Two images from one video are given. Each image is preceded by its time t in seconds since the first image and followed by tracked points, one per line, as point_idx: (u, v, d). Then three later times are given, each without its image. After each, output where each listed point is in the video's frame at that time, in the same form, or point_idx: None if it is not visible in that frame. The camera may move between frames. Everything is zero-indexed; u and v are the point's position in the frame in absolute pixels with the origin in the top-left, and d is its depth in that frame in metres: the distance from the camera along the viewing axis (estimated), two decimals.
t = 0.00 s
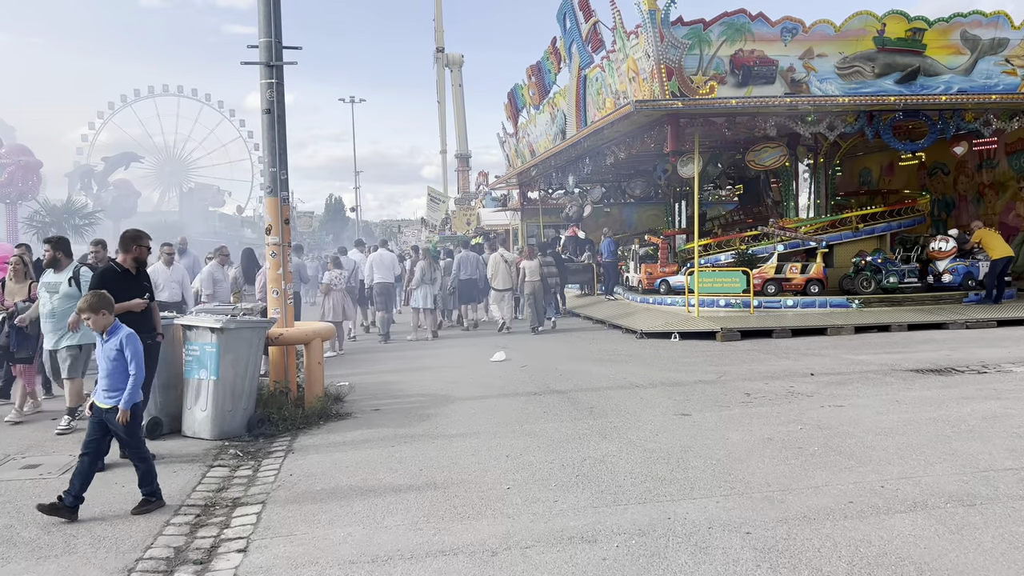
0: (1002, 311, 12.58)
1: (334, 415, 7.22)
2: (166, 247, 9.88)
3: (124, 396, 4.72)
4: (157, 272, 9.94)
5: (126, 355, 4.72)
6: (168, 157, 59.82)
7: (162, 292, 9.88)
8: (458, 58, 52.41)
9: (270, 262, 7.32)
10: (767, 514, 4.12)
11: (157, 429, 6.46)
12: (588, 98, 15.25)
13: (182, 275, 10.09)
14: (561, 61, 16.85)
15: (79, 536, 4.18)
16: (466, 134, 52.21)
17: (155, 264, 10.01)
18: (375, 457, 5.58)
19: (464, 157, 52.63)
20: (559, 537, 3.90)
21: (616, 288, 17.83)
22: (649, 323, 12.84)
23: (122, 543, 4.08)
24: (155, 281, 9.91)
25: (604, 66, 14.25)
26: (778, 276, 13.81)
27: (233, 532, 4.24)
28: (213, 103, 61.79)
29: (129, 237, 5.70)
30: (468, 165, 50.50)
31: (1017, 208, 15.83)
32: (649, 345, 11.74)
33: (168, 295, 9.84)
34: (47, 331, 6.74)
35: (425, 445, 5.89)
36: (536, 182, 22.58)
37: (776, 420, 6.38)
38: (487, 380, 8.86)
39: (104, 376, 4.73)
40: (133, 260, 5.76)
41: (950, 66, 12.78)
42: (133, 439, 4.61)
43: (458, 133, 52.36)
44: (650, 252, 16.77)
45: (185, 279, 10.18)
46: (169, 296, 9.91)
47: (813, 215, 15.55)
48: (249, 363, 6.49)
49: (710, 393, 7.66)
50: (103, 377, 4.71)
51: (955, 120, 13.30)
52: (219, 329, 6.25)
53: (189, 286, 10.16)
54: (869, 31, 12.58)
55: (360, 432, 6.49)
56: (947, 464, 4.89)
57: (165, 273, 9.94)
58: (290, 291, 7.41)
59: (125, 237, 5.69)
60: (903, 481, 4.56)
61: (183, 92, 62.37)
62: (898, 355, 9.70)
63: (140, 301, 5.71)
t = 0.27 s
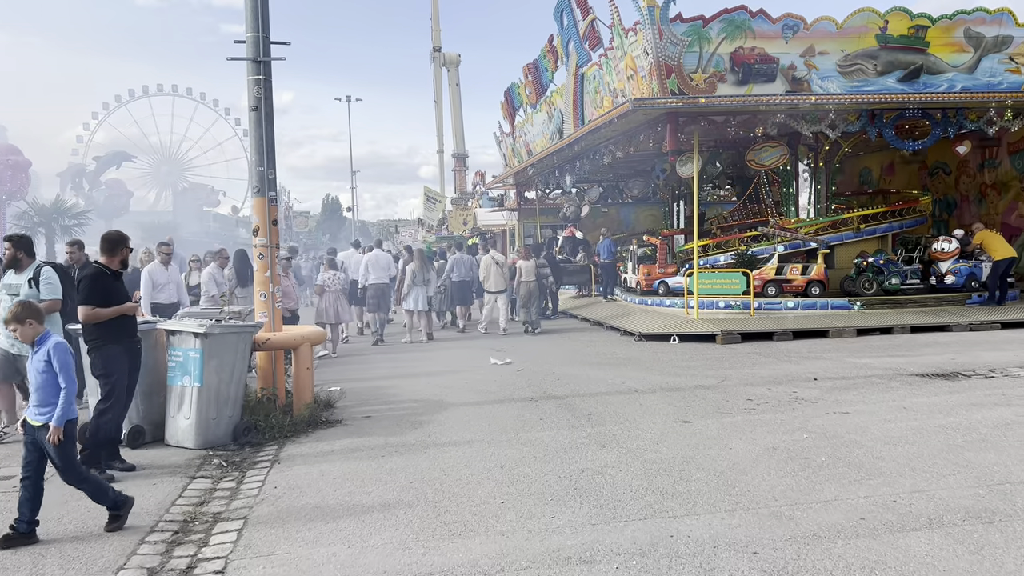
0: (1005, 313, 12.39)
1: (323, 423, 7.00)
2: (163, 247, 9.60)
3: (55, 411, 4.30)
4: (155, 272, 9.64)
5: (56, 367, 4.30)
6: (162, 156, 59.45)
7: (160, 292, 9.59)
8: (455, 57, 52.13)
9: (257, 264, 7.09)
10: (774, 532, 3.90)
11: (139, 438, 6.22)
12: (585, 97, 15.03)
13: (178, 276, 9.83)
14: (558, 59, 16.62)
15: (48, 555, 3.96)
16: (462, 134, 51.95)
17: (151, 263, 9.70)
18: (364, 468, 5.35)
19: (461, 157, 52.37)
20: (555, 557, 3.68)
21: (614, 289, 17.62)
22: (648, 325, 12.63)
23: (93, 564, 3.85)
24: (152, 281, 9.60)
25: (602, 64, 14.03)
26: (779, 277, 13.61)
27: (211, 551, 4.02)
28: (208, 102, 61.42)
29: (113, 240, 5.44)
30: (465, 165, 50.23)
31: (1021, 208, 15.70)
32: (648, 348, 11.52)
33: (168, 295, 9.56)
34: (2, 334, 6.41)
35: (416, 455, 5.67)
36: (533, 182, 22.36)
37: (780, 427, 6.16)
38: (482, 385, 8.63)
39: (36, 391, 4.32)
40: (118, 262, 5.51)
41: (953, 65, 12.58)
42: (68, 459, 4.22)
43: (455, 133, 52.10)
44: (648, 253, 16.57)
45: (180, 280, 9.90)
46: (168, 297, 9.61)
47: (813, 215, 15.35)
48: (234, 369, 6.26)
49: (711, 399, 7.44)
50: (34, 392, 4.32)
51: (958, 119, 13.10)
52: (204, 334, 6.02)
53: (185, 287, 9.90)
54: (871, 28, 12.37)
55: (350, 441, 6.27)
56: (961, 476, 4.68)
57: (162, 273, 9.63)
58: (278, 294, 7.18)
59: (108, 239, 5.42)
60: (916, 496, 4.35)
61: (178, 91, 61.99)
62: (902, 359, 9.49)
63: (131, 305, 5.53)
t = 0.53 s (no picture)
0: (1007, 313, 12.20)
1: (310, 426, 6.77)
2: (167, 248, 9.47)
3: None
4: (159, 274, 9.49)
5: None
6: (157, 155, 59.10)
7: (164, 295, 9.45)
8: (451, 56, 51.91)
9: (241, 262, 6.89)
10: (777, 545, 3.68)
11: (116, 442, 5.99)
12: (581, 93, 14.82)
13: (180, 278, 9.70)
14: (554, 55, 16.41)
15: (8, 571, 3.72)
16: (459, 133, 51.72)
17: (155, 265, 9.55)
18: (349, 475, 5.13)
19: (458, 156, 52.13)
20: (545, 573, 3.45)
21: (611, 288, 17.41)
22: (645, 326, 12.42)
23: None
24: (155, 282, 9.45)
25: (598, 60, 13.82)
26: (778, 276, 13.42)
27: (181, 565, 3.79)
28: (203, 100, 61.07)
29: (81, 234, 5.15)
30: (461, 164, 49.95)
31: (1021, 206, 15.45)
32: (645, 348, 11.32)
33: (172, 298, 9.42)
34: None
35: (404, 460, 5.46)
36: (529, 180, 22.15)
37: (782, 431, 5.95)
38: (474, 387, 8.41)
39: None
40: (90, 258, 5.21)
41: (955, 60, 12.37)
42: None
43: (452, 132, 51.86)
44: (646, 252, 16.39)
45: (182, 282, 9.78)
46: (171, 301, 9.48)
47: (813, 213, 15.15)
48: (216, 371, 6.03)
49: (710, 401, 7.23)
50: None
51: (960, 116, 12.91)
52: (183, 334, 5.79)
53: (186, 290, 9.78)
54: (872, 23, 12.15)
55: (337, 445, 6.05)
56: (973, 484, 4.47)
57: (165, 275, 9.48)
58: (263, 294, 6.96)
59: (77, 234, 5.13)
60: (926, 506, 4.13)
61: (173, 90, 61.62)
62: (904, 360, 9.29)
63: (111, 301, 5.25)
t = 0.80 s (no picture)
0: (1010, 315, 11.99)
1: (296, 434, 6.54)
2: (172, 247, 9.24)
3: None
4: (163, 273, 9.32)
5: None
6: (152, 154, 58.72)
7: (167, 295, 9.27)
8: (448, 55, 51.65)
9: (224, 265, 6.67)
10: (784, 567, 3.47)
11: (92, 453, 5.75)
12: (577, 91, 14.60)
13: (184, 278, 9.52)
14: (550, 53, 16.18)
15: None
16: (456, 133, 51.49)
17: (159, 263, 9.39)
18: (333, 489, 4.90)
19: (454, 155, 51.89)
20: None
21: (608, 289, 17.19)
22: (642, 328, 12.20)
23: None
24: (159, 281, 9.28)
25: (594, 57, 13.60)
26: (777, 277, 13.25)
27: None
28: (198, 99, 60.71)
29: (51, 235, 4.95)
30: (458, 163, 49.74)
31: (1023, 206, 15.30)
32: (642, 351, 11.10)
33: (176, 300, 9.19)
34: None
35: (392, 473, 5.23)
36: (525, 179, 21.91)
37: (785, 441, 5.73)
38: (467, 392, 8.17)
39: None
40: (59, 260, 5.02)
41: (957, 58, 12.17)
42: None
43: (448, 131, 51.62)
44: (643, 252, 16.22)
45: (189, 282, 9.61)
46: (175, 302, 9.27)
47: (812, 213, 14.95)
48: (196, 379, 5.79)
49: (710, 408, 7.01)
50: None
51: (962, 114, 12.72)
52: (161, 341, 5.55)
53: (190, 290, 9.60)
54: (873, 19, 11.95)
55: (323, 455, 5.82)
56: (988, 499, 4.25)
57: (168, 274, 9.29)
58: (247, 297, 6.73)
59: (47, 236, 4.93)
60: (940, 524, 3.91)
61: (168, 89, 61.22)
62: (908, 364, 9.08)
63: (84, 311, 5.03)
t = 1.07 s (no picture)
0: (1014, 313, 11.82)
1: (284, 437, 6.31)
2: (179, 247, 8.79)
3: None
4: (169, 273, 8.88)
5: None
6: (144, 152, 58.31)
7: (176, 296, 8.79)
8: (443, 53, 51.40)
9: (208, 262, 6.44)
10: None
11: (70, 457, 5.51)
12: (574, 87, 14.37)
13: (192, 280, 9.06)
14: (546, 48, 15.96)
15: None
16: (451, 131, 51.28)
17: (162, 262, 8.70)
18: (320, 498, 4.66)
19: (449, 154, 51.67)
20: None
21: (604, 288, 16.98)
22: (640, 327, 11.98)
23: None
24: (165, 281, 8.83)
25: (591, 52, 13.38)
26: (777, 275, 13.05)
27: None
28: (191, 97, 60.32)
29: (14, 229, 4.66)
30: (453, 162, 49.51)
31: None
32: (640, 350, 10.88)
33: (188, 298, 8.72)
34: None
35: (382, 479, 5.00)
36: (520, 176, 21.69)
37: (791, 444, 5.52)
38: (462, 394, 7.94)
39: None
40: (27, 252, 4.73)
41: (959, 52, 11.99)
42: None
43: (443, 129, 51.39)
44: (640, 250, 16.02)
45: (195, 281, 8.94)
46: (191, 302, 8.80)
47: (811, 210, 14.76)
48: (178, 380, 5.55)
49: (712, 409, 6.80)
50: None
51: (964, 110, 12.53)
52: (141, 340, 5.32)
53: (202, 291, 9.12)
54: (874, 13, 11.73)
55: (312, 460, 5.60)
56: (1009, 507, 4.04)
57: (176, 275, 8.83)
58: (233, 295, 6.50)
59: (9, 229, 4.64)
60: (960, 535, 3.70)
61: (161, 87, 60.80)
62: (912, 363, 8.89)
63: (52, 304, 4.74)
